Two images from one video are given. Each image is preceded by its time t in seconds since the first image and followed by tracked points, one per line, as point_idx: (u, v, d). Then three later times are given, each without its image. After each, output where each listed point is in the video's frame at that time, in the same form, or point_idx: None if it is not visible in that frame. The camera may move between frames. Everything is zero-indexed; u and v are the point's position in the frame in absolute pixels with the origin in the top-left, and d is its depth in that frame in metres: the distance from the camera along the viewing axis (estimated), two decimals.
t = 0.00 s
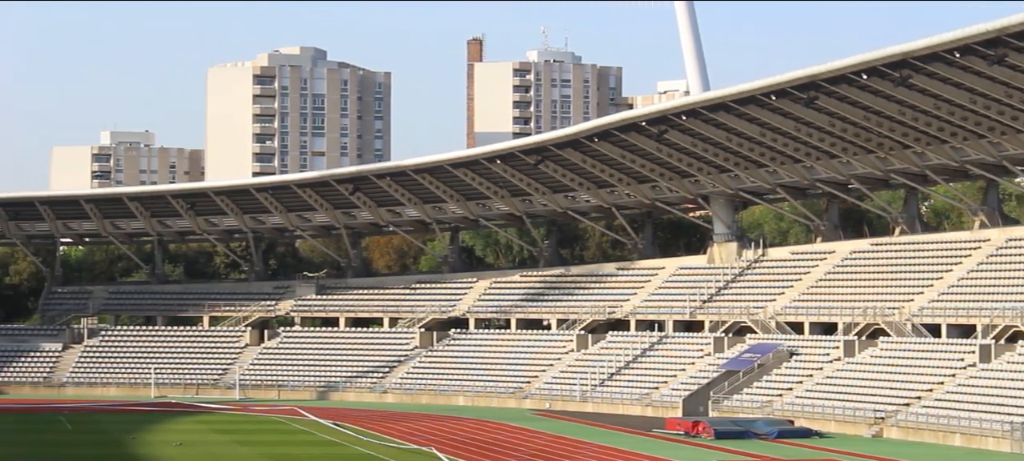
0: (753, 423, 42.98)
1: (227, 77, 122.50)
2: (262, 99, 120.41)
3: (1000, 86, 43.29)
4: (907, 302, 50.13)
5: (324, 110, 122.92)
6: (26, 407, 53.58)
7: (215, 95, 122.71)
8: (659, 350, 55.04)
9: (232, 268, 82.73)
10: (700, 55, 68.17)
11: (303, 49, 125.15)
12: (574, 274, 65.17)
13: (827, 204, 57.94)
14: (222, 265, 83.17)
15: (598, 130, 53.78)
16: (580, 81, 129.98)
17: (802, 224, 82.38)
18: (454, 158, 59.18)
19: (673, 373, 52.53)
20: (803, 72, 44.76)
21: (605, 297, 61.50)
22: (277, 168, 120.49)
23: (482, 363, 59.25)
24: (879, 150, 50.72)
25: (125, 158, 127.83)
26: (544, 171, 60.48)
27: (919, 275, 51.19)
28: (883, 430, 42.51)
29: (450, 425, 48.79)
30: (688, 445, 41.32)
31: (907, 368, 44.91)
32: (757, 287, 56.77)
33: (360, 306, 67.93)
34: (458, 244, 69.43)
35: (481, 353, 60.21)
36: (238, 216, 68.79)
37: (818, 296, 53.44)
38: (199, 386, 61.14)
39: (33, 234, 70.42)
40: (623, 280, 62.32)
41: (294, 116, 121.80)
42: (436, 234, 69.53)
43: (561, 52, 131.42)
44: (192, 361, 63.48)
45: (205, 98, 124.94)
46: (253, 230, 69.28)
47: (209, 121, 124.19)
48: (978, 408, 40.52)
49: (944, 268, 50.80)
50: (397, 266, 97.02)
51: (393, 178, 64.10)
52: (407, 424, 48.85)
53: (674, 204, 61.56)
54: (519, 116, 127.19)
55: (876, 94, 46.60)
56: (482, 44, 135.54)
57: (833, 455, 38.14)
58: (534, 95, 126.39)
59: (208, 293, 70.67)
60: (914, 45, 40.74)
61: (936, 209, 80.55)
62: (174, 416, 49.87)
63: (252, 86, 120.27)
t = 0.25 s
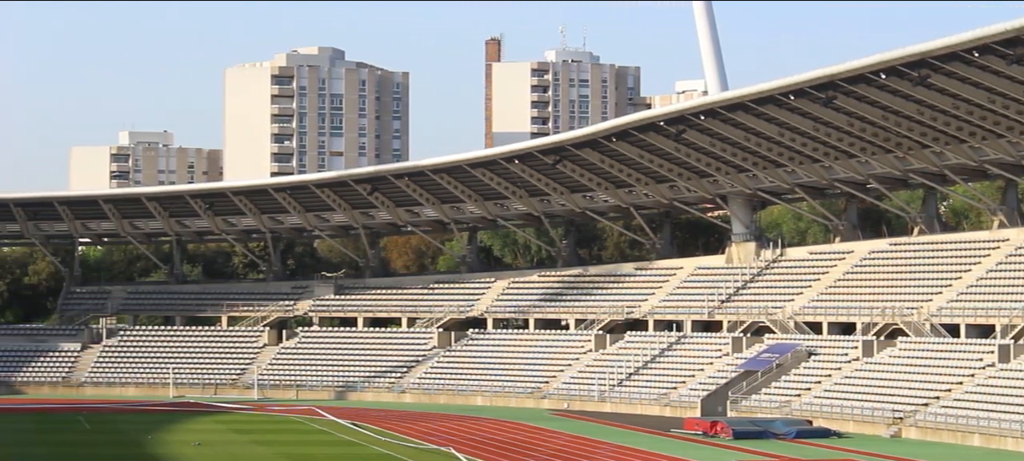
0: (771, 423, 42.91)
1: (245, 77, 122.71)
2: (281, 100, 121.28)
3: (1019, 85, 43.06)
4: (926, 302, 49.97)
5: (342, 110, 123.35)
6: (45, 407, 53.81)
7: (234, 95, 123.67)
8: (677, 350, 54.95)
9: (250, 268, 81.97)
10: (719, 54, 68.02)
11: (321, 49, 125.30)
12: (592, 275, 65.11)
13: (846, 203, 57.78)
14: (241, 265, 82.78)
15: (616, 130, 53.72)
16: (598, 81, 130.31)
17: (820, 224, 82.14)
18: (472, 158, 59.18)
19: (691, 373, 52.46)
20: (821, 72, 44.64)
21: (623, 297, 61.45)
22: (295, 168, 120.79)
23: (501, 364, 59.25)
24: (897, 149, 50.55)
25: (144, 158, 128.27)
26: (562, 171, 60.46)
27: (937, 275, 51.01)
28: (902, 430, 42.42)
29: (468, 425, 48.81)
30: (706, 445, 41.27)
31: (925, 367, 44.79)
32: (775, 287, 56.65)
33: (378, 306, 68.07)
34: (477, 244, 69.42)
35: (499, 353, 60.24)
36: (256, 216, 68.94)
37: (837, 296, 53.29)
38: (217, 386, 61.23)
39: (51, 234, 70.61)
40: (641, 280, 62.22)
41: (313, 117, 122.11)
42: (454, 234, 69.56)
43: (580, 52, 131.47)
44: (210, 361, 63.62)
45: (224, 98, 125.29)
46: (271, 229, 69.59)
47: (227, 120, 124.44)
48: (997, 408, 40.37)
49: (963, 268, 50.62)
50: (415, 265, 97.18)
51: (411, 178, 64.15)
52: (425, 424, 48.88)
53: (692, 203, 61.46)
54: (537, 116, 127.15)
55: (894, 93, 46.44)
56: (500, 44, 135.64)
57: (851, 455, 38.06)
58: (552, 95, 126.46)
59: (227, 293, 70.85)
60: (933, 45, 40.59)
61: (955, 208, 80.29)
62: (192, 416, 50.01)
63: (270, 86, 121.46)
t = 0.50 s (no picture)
0: (789, 423, 42.83)
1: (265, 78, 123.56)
2: (299, 100, 120.74)
3: None
4: (944, 302, 49.82)
5: (360, 110, 123.04)
6: (64, 407, 54.03)
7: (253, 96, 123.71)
8: (695, 350, 54.86)
9: (268, 268, 83.43)
10: (737, 54, 67.91)
11: (339, 49, 125.46)
12: (610, 274, 65.05)
13: (864, 203, 57.62)
14: (259, 266, 83.86)
15: (634, 130, 53.66)
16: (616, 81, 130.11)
17: (840, 223, 81.92)
18: (490, 158, 59.18)
19: (709, 373, 52.39)
20: (839, 71, 44.52)
21: (642, 297, 61.40)
22: (313, 169, 121.04)
23: (519, 364, 59.25)
24: (916, 149, 50.39)
25: (162, 159, 128.78)
26: (580, 171, 60.42)
27: (956, 275, 50.85)
28: (920, 430, 42.29)
29: (486, 425, 48.81)
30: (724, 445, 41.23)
31: (943, 368, 44.63)
32: (793, 287, 56.54)
33: (396, 306, 68.17)
34: (495, 244, 69.44)
35: (516, 352, 60.27)
36: (274, 216, 69.09)
37: (856, 296, 53.14)
38: (236, 386, 61.52)
39: (70, 234, 70.91)
40: (660, 280, 62.15)
41: (331, 117, 122.07)
42: (472, 234, 69.59)
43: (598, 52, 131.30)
44: (228, 361, 63.82)
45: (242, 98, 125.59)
46: (290, 229, 69.65)
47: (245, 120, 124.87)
48: (1017, 408, 40.23)
49: (981, 268, 50.44)
50: (433, 265, 97.27)
51: (429, 178, 64.20)
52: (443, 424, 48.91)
53: (711, 203, 61.36)
54: (555, 116, 127.08)
55: (913, 93, 46.28)
56: (518, 44, 135.56)
57: (870, 455, 37.98)
58: (570, 95, 126.73)
59: (245, 293, 71.03)
60: (952, 44, 40.46)
61: (973, 208, 80.02)
62: (211, 416, 50.15)
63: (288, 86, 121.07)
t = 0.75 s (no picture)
0: (808, 423, 42.74)
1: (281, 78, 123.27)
2: (317, 100, 121.73)
3: None
4: (963, 302, 49.66)
5: (378, 110, 123.57)
6: (83, 407, 54.24)
7: (273, 94, 123.39)
8: (714, 350, 54.76)
9: (286, 268, 83.28)
10: (756, 53, 67.76)
11: (358, 49, 125.82)
12: (629, 274, 64.97)
13: (883, 203, 57.44)
14: (278, 266, 83.93)
15: (652, 130, 53.58)
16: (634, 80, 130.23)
17: (859, 224, 81.47)
18: (508, 158, 59.16)
19: (728, 373, 52.31)
20: (858, 71, 44.36)
21: (660, 297, 61.33)
22: (332, 168, 121.33)
23: (537, 364, 59.25)
24: (935, 149, 50.23)
25: (181, 159, 129.18)
26: (598, 171, 60.38)
27: (975, 275, 50.68)
28: (940, 430, 42.14)
29: (505, 425, 48.81)
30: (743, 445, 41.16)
31: (963, 368, 44.47)
32: (812, 286, 56.39)
33: (414, 306, 68.23)
34: (513, 244, 69.43)
35: (534, 352, 60.26)
36: (293, 216, 69.24)
37: (875, 296, 53.00)
38: (254, 386, 61.69)
39: (89, 234, 71.16)
40: (678, 280, 62.07)
41: (349, 117, 122.56)
42: (490, 234, 69.60)
43: (617, 52, 131.19)
44: (247, 361, 63.99)
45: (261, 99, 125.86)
46: (308, 229, 69.84)
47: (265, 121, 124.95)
48: None
49: (1001, 268, 50.25)
50: (451, 265, 97.38)
51: (447, 178, 64.22)
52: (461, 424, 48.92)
53: (729, 203, 61.24)
54: (573, 116, 127.02)
55: (932, 93, 46.12)
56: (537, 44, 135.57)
57: (888, 455, 37.88)
58: (588, 95, 126.53)
59: (263, 293, 71.21)
60: (971, 44, 40.29)
61: (993, 207, 79.72)
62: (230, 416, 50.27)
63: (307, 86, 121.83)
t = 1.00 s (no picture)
0: (828, 423, 42.65)
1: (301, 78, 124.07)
2: (336, 100, 121.53)
3: None
4: (983, 302, 49.51)
5: (397, 110, 123.70)
6: (103, 407, 54.48)
7: (290, 97, 124.41)
8: (733, 350, 54.65)
9: (305, 268, 83.70)
10: (775, 53, 67.62)
11: (377, 49, 125.54)
12: (647, 274, 64.90)
13: (903, 202, 57.26)
14: (296, 265, 84.26)
15: (671, 129, 53.50)
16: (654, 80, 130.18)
17: (878, 223, 81.20)
18: (527, 158, 59.15)
19: (747, 373, 52.22)
20: (877, 71, 44.22)
21: (679, 297, 61.27)
22: (351, 168, 121.54)
23: (556, 364, 59.24)
24: (954, 148, 50.06)
25: (201, 159, 129.64)
26: (617, 170, 60.33)
27: (994, 275, 50.51)
28: (959, 430, 42.01)
29: (523, 425, 48.79)
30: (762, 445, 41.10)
31: (982, 368, 44.30)
32: (832, 286, 56.25)
33: (433, 306, 68.28)
34: (532, 244, 69.45)
35: (553, 352, 60.25)
36: (312, 216, 69.40)
37: (894, 295, 52.84)
38: (273, 386, 61.83)
39: (108, 234, 71.44)
40: (697, 280, 61.98)
41: (368, 117, 122.42)
42: (510, 234, 69.61)
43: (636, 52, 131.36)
44: (266, 361, 64.18)
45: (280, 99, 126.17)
46: (327, 229, 70.05)
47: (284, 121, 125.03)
48: None
49: (1020, 268, 50.07)
50: (470, 265, 97.50)
51: (466, 178, 64.24)
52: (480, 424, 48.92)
53: (749, 203, 61.12)
54: (592, 116, 127.02)
55: (952, 92, 45.95)
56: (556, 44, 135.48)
57: (907, 455, 37.79)
58: (607, 94, 126.83)
59: (282, 293, 71.39)
60: (991, 43, 40.12)
61: (1013, 207, 79.39)
62: (250, 416, 50.42)
63: (325, 86, 121.97)
